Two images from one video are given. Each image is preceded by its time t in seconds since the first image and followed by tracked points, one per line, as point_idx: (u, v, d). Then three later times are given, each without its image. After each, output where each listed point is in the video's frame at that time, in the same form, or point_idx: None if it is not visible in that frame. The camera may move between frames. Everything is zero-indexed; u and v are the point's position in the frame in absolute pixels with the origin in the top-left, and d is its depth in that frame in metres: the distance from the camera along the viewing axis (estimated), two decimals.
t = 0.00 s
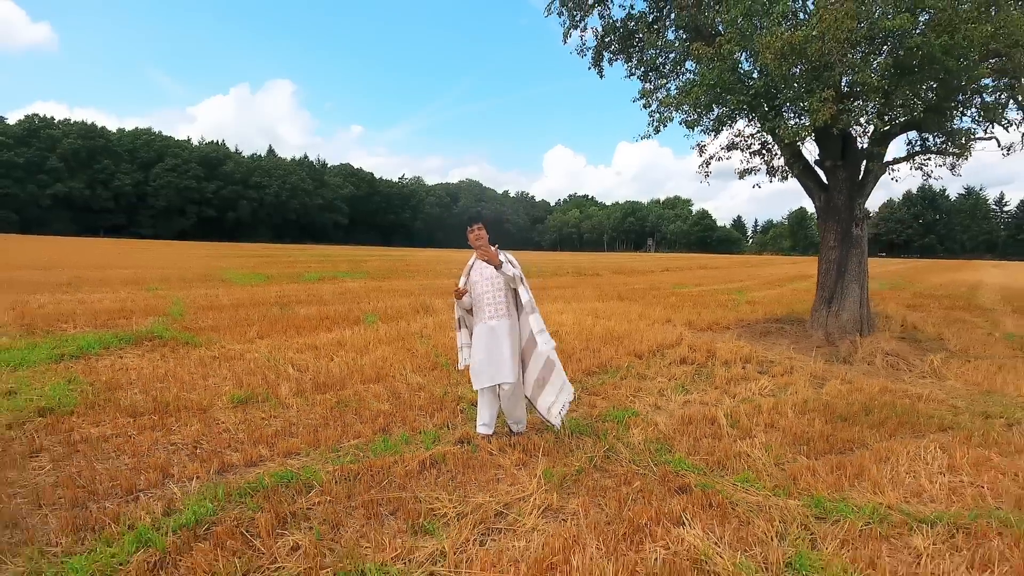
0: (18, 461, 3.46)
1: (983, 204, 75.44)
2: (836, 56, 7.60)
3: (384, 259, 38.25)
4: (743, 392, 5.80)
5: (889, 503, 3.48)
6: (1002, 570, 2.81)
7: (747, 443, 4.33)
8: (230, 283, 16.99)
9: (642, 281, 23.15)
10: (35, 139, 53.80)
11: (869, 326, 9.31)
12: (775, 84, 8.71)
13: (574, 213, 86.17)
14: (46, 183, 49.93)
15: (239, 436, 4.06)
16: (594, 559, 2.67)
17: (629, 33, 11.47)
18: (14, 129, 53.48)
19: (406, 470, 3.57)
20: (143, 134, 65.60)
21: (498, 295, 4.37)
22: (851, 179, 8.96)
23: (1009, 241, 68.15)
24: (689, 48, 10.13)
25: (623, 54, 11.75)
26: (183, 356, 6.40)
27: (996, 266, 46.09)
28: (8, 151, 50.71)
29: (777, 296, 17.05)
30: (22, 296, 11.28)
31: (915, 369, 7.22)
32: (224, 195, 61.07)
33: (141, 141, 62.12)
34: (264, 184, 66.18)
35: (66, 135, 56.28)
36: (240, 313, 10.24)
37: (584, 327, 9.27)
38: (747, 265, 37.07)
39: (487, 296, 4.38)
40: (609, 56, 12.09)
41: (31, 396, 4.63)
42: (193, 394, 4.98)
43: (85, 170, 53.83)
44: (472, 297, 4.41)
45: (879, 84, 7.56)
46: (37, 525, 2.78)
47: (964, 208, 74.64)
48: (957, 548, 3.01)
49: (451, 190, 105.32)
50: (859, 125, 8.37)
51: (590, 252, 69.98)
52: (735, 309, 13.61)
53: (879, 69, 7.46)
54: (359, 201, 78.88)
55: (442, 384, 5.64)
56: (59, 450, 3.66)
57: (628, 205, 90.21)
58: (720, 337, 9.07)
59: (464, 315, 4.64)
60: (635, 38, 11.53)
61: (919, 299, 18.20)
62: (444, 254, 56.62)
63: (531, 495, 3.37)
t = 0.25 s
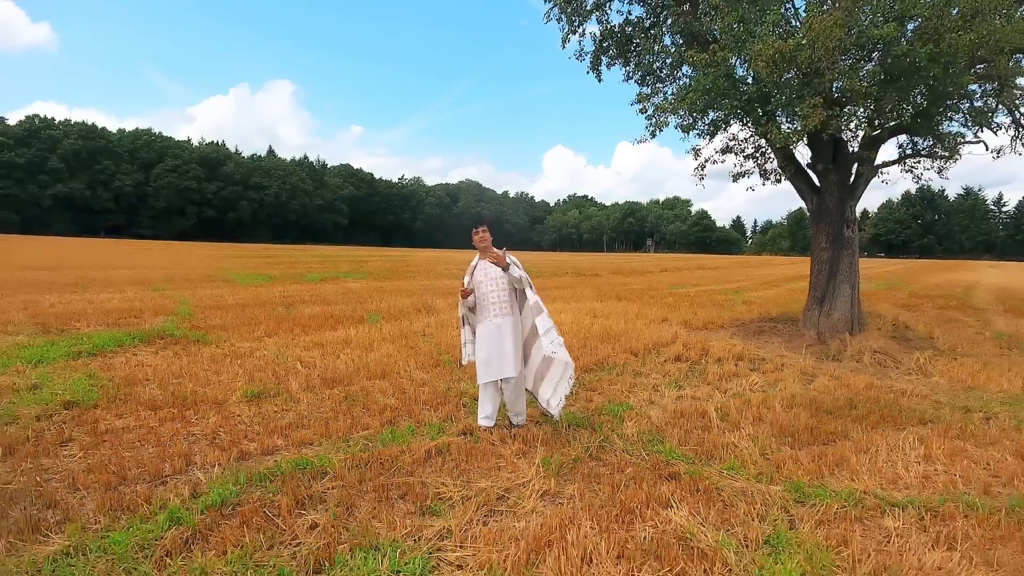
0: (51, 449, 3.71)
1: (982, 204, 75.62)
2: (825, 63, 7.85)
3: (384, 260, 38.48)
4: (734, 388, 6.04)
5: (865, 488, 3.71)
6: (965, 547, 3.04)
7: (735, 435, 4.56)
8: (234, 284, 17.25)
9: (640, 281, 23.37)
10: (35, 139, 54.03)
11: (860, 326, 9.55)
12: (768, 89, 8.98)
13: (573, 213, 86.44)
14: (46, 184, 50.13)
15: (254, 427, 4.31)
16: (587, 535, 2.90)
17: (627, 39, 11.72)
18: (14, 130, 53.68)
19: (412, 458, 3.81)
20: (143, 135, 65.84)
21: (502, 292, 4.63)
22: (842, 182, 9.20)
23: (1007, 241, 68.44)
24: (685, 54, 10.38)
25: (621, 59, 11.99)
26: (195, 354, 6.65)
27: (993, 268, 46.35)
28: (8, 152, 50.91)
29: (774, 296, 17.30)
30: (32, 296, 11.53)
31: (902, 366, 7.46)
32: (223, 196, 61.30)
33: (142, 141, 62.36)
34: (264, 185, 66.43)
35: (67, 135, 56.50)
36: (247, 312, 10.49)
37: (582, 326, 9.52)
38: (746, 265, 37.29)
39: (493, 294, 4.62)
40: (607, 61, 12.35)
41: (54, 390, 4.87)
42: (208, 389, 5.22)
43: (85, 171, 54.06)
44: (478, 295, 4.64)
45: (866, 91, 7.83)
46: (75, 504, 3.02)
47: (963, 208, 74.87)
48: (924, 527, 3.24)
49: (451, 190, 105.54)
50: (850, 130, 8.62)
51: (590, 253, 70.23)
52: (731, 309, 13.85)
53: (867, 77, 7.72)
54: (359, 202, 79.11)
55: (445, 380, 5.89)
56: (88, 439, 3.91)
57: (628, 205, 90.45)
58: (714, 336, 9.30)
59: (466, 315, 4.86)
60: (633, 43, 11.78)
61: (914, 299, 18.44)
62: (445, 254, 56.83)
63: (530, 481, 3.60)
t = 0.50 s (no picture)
0: (88, 436, 4.01)
1: (979, 206, 76.03)
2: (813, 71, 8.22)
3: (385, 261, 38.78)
4: (723, 383, 6.36)
5: (838, 471, 4.03)
6: (925, 521, 3.36)
7: (721, 425, 4.88)
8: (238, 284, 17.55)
9: (638, 282, 23.69)
10: (36, 141, 54.28)
11: (849, 325, 9.88)
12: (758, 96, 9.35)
13: (572, 214, 86.76)
14: (47, 184, 50.37)
15: (272, 417, 4.62)
16: (582, 510, 3.21)
17: (624, 45, 12.06)
18: (15, 131, 53.90)
19: (420, 445, 4.12)
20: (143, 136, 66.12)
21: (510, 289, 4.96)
22: (830, 186, 9.53)
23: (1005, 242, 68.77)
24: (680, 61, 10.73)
25: (618, 65, 12.33)
26: (209, 351, 6.96)
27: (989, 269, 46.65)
28: (9, 152, 51.16)
29: (769, 297, 17.62)
30: (44, 296, 11.83)
31: (885, 363, 7.78)
32: (223, 196, 61.56)
33: (142, 142, 62.65)
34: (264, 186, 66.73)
35: (67, 136, 56.76)
36: (254, 312, 10.79)
37: (579, 325, 9.84)
38: (744, 266, 37.63)
39: (503, 290, 4.95)
40: (605, 66, 12.68)
41: (81, 384, 5.17)
42: (225, 383, 5.53)
43: (85, 171, 54.31)
44: (489, 291, 4.94)
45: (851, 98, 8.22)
46: (119, 482, 3.34)
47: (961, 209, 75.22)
48: (889, 505, 3.56)
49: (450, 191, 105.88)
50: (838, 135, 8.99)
51: (589, 253, 70.52)
52: (726, 308, 14.17)
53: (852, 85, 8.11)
54: (359, 203, 79.40)
55: (449, 375, 6.20)
56: (120, 428, 4.22)
57: (627, 206, 90.78)
58: (708, 334, 9.62)
59: (472, 313, 5.10)
60: (629, 50, 12.12)
61: (905, 299, 18.78)
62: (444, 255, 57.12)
63: (529, 465, 3.92)
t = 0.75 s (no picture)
0: (123, 424, 4.36)
1: (978, 206, 76.24)
2: (802, 80, 8.60)
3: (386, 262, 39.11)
4: (714, 378, 6.70)
5: (815, 457, 4.37)
6: (889, 498, 3.70)
7: (709, 416, 5.22)
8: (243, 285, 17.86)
9: (637, 282, 24.02)
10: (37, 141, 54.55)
11: (839, 324, 10.21)
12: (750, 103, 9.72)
13: (572, 215, 87.07)
14: (48, 185, 50.66)
15: (290, 408, 4.96)
16: (579, 487, 3.55)
17: (621, 52, 12.40)
18: (16, 132, 54.22)
19: (429, 433, 4.45)
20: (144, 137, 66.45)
21: (518, 289, 5.32)
22: (820, 189, 9.87)
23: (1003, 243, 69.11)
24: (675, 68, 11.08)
25: (616, 70, 12.67)
26: (225, 348, 7.30)
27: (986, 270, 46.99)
28: (11, 153, 51.48)
29: (765, 296, 17.96)
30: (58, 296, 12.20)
31: (871, 361, 8.12)
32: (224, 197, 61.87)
33: (143, 143, 62.98)
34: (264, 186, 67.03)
35: (69, 137, 57.11)
36: (262, 311, 11.13)
37: (578, 324, 10.18)
38: (742, 267, 37.97)
39: (513, 289, 5.31)
40: (604, 72, 13.00)
41: (109, 378, 5.51)
42: (243, 377, 5.87)
43: (87, 172, 54.63)
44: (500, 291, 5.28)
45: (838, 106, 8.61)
46: (159, 463, 3.68)
47: (960, 210, 75.57)
48: (858, 484, 3.90)
49: (451, 192, 106.21)
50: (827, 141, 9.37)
51: (589, 254, 70.82)
52: (722, 308, 14.50)
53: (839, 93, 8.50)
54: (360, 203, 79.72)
55: (454, 371, 6.53)
56: (151, 417, 4.55)
57: (626, 207, 91.13)
58: (703, 333, 9.96)
59: (482, 311, 5.39)
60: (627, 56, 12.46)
61: (900, 300, 19.09)
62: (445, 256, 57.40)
63: (530, 450, 4.25)
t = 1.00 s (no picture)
0: (162, 411, 4.78)
1: (976, 207, 76.58)
2: (790, 90, 9.10)
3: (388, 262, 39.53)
4: (705, 373, 7.13)
5: (792, 442, 4.79)
6: (856, 477, 4.12)
7: (698, 406, 5.65)
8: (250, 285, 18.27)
9: (636, 283, 24.44)
10: (38, 142, 54.97)
11: (828, 322, 10.64)
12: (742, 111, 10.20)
13: (571, 216, 87.49)
14: (50, 186, 51.01)
15: (312, 398, 5.38)
16: (577, 466, 3.98)
17: (620, 59, 12.84)
18: (18, 133, 54.59)
19: (441, 420, 4.88)
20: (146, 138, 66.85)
21: (527, 289, 5.79)
22: (809, 193, 10.30)
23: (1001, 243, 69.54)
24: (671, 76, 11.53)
25: (614, 77, 13.11)
26: (243, 344, 7.73)
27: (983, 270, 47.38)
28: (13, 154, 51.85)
29: (761, 296, 18.40)
30: (76, 296, 12.66)
31: (855, 357, 8.54)
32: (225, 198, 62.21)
33: (144, 144, 63.39)
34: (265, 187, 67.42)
35: (70, 138, 57.56)
36: (273, 310, 11.55)
37: (577, 323, 10.61)
38: (741, 267, 38.38)
39: (523, 288, 5.76)
40: (602, 79, 13.42)
41: (141, 371, 5.94)
42: (264, 371, 6.29)
43: (88, 173, 55.00)
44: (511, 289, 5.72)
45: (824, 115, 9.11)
46: (202, 444, 4.12)
47: (958, 211, 76.02)
48: (830, 465, 4.32)
49: (452, 193, 106.51)
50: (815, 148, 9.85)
51: (589, 254, 71.21)
52: (717, 307, 14.93)
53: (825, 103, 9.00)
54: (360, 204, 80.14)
55: (461, 366, 6.96)
56: (186, 406, 4.98)
57: (626, 207, 91.56)
58: (697, 331, 10.39)
59: (491, 308, 5.81)
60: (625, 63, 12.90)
61: (893, 300, 19.51)
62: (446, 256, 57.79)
63: (532, 436, 4.67)
